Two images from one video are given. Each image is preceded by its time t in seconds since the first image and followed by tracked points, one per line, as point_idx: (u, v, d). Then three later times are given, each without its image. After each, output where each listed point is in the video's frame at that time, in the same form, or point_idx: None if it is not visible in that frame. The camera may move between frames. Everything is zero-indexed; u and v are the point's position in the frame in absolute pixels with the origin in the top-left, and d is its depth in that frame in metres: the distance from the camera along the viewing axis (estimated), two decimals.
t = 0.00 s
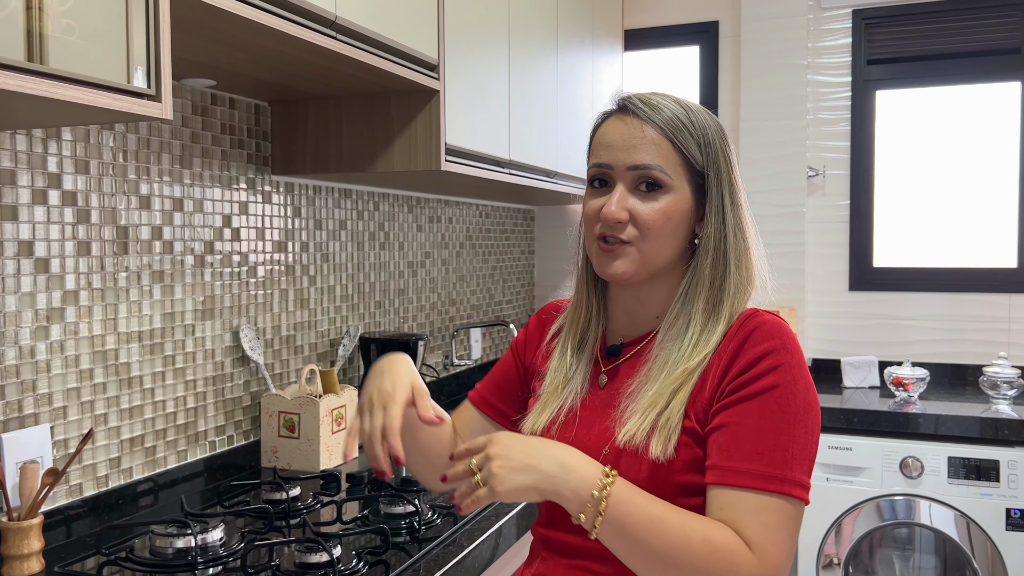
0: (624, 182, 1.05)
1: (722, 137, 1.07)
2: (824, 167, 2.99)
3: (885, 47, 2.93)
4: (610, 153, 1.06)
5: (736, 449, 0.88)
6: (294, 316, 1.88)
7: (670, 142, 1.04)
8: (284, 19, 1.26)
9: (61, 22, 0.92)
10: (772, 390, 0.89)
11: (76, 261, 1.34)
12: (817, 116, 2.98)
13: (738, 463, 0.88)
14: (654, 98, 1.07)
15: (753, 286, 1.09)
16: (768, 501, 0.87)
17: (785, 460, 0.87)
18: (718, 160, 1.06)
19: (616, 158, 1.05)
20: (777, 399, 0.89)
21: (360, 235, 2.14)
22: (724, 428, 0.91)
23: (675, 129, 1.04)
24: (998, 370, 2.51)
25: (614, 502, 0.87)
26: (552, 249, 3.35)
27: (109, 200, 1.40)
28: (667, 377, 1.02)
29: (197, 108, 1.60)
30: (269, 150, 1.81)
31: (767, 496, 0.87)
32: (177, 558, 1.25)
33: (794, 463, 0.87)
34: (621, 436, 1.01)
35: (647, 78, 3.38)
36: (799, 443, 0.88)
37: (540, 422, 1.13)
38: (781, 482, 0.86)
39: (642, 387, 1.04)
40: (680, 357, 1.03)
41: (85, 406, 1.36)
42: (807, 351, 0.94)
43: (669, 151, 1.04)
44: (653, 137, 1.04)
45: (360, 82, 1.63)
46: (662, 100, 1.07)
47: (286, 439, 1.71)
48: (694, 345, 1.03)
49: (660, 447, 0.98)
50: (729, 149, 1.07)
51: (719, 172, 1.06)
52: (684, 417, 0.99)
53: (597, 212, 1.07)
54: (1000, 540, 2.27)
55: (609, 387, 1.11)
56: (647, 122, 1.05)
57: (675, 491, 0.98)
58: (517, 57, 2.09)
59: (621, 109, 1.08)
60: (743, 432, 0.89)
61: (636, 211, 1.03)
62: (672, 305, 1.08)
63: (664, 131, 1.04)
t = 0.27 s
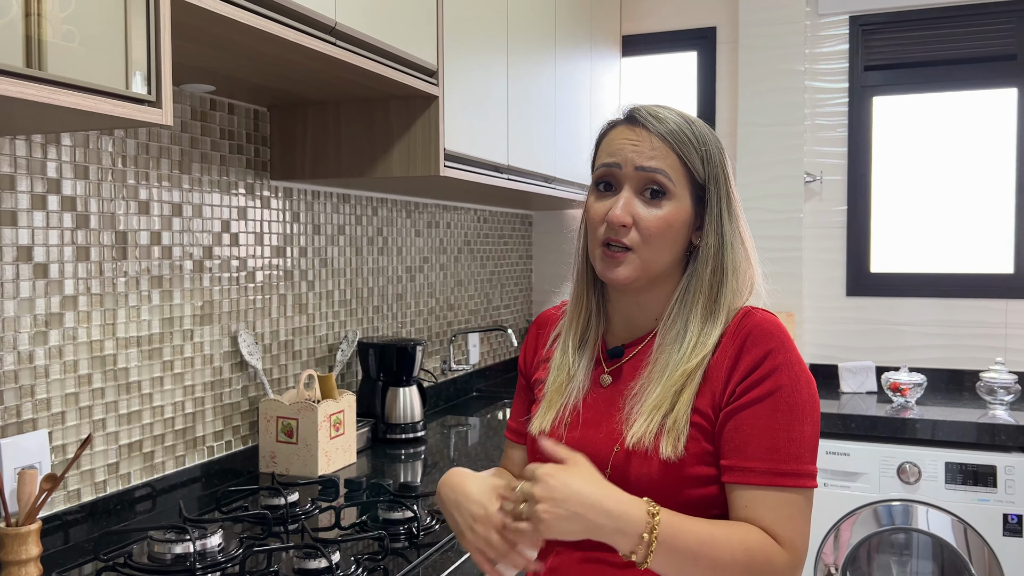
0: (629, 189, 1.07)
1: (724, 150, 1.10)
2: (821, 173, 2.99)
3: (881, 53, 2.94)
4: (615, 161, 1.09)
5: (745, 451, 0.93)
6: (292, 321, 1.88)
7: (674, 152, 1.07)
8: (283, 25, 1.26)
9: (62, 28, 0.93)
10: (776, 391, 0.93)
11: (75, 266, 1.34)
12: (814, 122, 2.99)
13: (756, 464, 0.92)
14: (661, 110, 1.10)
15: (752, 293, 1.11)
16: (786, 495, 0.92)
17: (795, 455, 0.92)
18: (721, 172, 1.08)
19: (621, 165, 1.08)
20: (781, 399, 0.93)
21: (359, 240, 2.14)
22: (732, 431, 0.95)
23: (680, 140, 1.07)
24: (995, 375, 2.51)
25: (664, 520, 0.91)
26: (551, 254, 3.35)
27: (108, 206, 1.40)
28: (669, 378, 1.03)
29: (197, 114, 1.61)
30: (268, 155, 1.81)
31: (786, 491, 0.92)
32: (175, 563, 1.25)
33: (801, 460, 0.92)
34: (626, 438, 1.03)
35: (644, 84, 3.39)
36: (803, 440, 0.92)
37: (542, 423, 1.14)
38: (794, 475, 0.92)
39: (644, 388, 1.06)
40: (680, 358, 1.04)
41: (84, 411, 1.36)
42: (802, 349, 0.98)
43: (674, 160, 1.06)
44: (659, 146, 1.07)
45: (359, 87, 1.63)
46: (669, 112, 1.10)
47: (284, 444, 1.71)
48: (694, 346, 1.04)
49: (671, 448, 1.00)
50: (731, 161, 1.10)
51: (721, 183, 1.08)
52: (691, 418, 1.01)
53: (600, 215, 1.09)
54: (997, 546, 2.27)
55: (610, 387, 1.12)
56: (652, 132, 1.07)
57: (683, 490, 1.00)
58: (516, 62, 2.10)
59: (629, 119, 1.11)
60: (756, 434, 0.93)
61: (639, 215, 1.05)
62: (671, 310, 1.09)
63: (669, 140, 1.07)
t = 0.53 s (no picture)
0: (637, 189, 1.12)
1: (727, 160, 1.15)
2: (815, 178, 3.00)
3: (875, 59, 2.96)
4: (626, 166, 1.14)
5: (744, 436, 0.97)
6: (287, 326, 1.88)
7: (681, 158, 1.12)
8: (278, 30, 1.26)
9: (57, 34, 0.93)
10: (771, 380, 0.97)
11: (69, 271, 1.34)
12: (808, 127, 3.00)
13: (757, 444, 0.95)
14: (670, 121, 1.16)
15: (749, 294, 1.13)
16: (787, 474, 0.95)
17: (792, 438, 0.95)
18: (724, 178, 1.13)
19: (630, 169, 1.13)
20: (779, 384, 0.96)
21: (353, 245, 2.14)
22: (733, 418, 0.99)
23: (686, 149, 1.13)
24: (988, 380, 2.52)
25: (711, 483, 0.90)
26: (546, 258, 3.36)
27: (103, 211, 1.40)
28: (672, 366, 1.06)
29: (191, 118, 1.60)
30: (262, 160, 1.81)
31: (785, 470, 0.95)
32: (169, 570, 1.25)
33: (799, 443, 0.95)
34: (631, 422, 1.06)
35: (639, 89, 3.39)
36: (801, 424, 0.95)
37: (553, 410, 1.17)
38: (790, 456, 0.95)
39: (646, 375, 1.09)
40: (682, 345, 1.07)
41: (77, 417, 1.36)
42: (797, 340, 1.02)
43: (680, 165, 1.12)
44: (667, 151, 1.12)
45: (355, 93, 1.63)
46: (677, 124, 1.16)
47: (278, 449, 1.70)
48: (694, 335, 1.07)
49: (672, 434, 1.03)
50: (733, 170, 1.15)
51: (723, 189, 1.13)
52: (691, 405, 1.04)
53: (609, 213, 1.13)
54: (991, 550, 2.28)
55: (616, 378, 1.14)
56: (661, 140, 1.14)
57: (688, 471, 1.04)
58: (511, 68, 2.10)
59: (642, 128, 1.17)
60: (756, 417, 0.96)
61: (646, 212, 1.09)
62: (673, 303, 1.12)
63: (676, 147, 1.13)
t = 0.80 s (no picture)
0: (642, 212, 1.18)
1: (722, 175, 1.21)
2: (807, 181, 3.01)
3: (865, 62, 2.97)
4: (628, 189, 1.19)
5: (750, 434, 1.09)
6: (277, 330, 1.87)
7: (678, 178, 1.18)
8: (268, 33, 1.26)
9: (44, 36, 0.92)
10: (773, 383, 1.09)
11: (57, 274, 1.33)
12: (799, 130, 3.01)
13: (762, 443, 1.08)
14: (665, 140, 1.21)
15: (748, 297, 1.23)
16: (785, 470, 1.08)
17: (792, 437, 1.08)
18: (720, 194, 1.20)
19: (633, 193, 1.18)
20: (780, 389, 1.09)
21: (345, 248, 2.13)
22: (740, 419, 1.11)
23: (684, 169, 1.18)
24: (978, 383, 2.53)
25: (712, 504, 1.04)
26: (539, 261, 3.36)
27: (91, 214, 1.39)
28: (684, 371, 1.16)
29: (181, 121, 1.60)
30: (253, 163, 1.80)
31: (784, 465, 1.08)
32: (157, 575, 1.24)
33: (797, 438, 1.08)
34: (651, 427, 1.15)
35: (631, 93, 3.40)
36: (799, 421, 1.08)
37: (572, 412, 1.25)
38: (790, 453, 1.08)
39: (661, 379, 1.18)
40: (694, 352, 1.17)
41: (65, 421, 1.35)
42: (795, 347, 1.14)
43: (681, 186, 1.18)
44: (666, 174, 1.18)
45: (345, 95, 1.63)
46: (673, 141, 1.21)
47: (269, 453, 1.70)
48: (704, 344, 1.17)
49: (688, 433, 1.14)
50: (727, 183, 1.22)
51: (721, 204, 1.20)
52: (702, 406, 1.15)
53: (616, 235, 1.19)
54: (982, 552, 2.28)
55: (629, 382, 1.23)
56: (659, 162, 1.18)
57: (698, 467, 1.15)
58: (502, 71, 2.10)
59: (638, 148, 1.22)
60: (762, 420, 1.08)
61: (653, 235, 1.16)
62: (681, 312, 1.22)
63: (675, 169, 1.18)
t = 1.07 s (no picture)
0: (641, 221, 1.20)
1: (716, 181, 1.24)
2: (795, 183, 3.02)
3: (852, 64, 2.98)
4: (628, 201, 1.22)
5: (756, 423, 1.13)
6: (265, 331, 1.87)
7: (675, 189, 1.21)
8: (253, 33, 1.25)
9: (26, 37, 0.91)
10: (772, 375, 1.14)
11: (41, 276, 1.32)
12: (787, 132, 3.02)
13: (768, 429, 1.12)
14: (660, 149, 1.23)
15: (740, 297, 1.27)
16: (789, 452, 1.13)
17: (795, 422, 1.13)
18: (715, 200, 1.23)
19: (633, 205, 1.21)
20: (782, 377, 1.14)
21: (333, 249, 2.13)
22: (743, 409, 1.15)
23: (679, 179, 1.21)
24: (965, 383, 2.54)
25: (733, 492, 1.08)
26: (528, 262, 3.36)
27: (75, 215, 1.38)
28: (689, 367, 1.20)
29: (167, 122, 1.59)
30: (240, 164, 1.80)
31: (789, 449, 1.13)
32: None
33: (799, 423, 1.13)
34: (661, 420, 1.18)
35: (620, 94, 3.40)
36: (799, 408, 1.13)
37: (576, 409, 1.26)
38: (794, 437, 1.13)
39: (666, 374, 1.21)
40: (695, 348, 1.21)
41: (49, 424, 1.34)
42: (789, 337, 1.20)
43: (677, 195, 1.20)
44: (663, 184, 1.20)
45: (332, 96, 1.62)
46: (667, 150, 1.22)
47: (256, 456, 1.69)
48: (706, 343, 1.21)
49: (696, 424, 1.17)
50: (721, 189, 1.25)
51: (716, 210, 1.23)
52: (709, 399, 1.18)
53: (616, 244, 1.22)
54: (968, 552, 2.30)
55: (633, 377, 1.24)
56: (656, 174, 1.21)
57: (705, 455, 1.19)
58: (490, 73, 2.10)
59: (634, 158, 1.23)
60: (767, 407, 1.13)
61: (654, 244, 1.19)
62: (681, 312, 1.25)
63: (671, 180, 1.20)
